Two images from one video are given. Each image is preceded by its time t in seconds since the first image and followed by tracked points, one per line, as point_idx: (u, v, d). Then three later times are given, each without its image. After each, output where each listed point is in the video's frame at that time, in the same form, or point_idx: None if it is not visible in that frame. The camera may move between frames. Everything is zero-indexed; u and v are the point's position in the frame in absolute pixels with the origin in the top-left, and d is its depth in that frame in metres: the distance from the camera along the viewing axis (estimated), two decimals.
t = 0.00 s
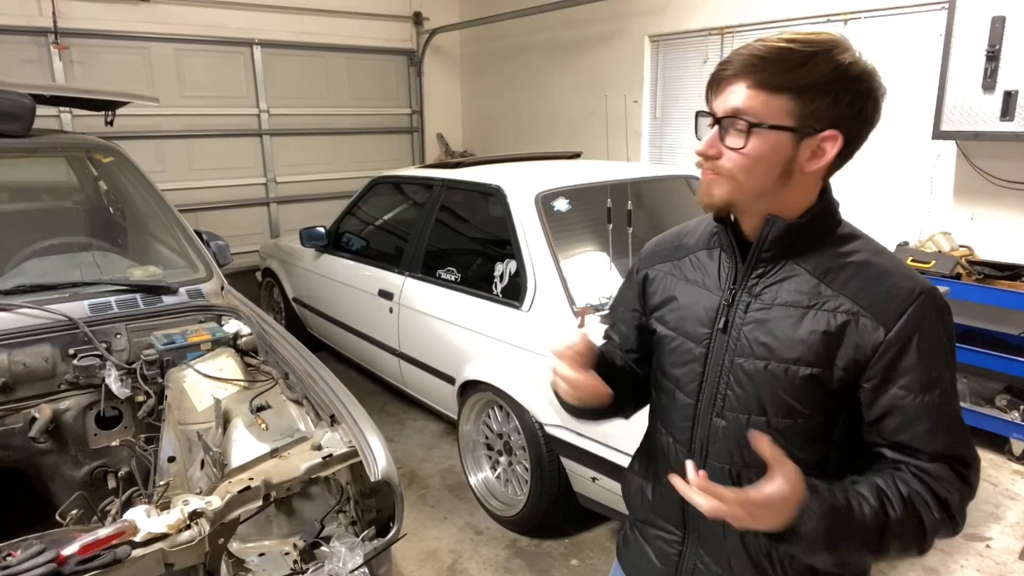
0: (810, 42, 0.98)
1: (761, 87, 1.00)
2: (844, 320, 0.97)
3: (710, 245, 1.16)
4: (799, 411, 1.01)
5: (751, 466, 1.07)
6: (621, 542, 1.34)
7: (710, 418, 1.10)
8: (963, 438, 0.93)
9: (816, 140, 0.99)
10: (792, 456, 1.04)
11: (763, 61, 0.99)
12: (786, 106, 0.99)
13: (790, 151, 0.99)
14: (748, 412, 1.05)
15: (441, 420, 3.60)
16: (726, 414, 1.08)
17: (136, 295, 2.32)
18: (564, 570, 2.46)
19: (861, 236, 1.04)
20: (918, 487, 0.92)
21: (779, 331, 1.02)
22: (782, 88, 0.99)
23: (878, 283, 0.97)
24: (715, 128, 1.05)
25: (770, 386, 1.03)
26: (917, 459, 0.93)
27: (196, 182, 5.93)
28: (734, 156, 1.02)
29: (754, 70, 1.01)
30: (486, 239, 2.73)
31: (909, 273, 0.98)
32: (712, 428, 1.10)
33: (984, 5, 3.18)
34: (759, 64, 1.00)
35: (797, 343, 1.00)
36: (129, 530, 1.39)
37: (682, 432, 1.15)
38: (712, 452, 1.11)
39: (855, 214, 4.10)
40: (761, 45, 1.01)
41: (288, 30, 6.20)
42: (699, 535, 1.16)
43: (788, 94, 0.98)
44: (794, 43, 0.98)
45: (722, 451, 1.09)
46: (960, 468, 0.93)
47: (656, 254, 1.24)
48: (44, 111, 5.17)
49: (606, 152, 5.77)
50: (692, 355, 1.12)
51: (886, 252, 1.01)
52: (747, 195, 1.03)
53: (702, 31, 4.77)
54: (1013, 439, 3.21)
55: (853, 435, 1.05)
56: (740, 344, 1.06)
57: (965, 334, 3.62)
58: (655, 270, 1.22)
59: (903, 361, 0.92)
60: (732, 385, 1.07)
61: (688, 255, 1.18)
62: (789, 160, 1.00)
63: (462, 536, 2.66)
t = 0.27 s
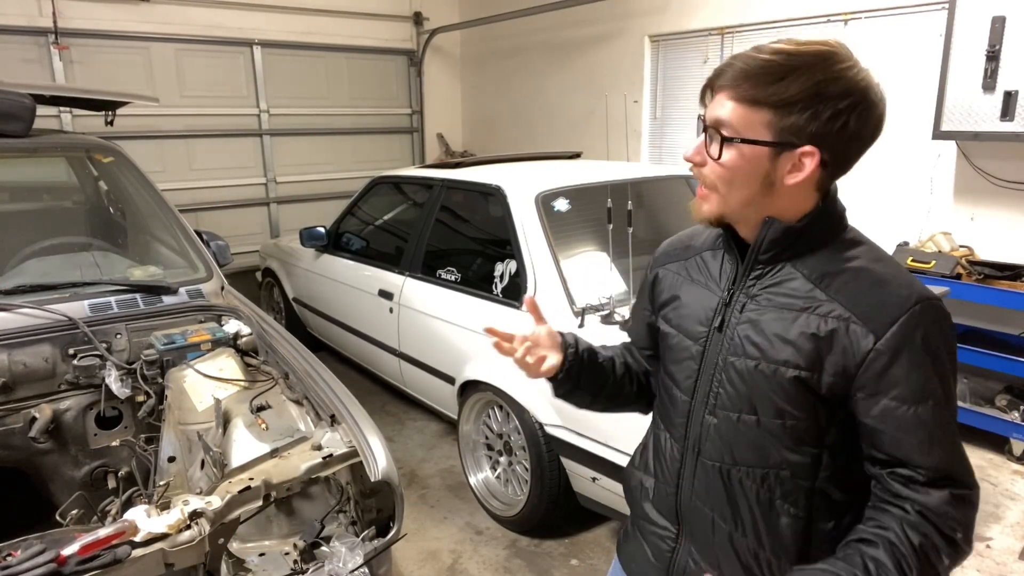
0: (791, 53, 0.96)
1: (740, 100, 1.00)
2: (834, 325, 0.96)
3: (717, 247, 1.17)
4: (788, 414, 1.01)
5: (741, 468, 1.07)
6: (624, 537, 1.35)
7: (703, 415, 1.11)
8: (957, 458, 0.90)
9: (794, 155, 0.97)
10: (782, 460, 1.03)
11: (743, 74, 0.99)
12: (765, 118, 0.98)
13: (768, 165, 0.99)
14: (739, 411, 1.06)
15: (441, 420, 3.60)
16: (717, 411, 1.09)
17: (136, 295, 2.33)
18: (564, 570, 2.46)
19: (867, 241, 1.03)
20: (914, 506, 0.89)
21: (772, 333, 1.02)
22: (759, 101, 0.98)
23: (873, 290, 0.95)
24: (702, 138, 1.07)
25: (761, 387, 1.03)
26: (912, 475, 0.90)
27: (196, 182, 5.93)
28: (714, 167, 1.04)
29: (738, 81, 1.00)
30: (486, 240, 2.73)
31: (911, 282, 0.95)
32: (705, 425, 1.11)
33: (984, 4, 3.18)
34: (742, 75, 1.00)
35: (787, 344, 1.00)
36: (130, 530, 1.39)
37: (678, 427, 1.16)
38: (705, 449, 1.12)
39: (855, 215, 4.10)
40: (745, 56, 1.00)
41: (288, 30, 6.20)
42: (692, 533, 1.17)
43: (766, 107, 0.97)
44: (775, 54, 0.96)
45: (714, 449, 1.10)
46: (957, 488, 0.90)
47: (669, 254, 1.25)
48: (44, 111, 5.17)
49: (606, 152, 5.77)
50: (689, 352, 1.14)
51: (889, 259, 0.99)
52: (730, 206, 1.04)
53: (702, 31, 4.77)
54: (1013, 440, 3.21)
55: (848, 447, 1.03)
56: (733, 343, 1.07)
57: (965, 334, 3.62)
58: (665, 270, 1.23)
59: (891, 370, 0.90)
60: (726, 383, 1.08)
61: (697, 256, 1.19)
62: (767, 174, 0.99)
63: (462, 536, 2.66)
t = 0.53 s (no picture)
0: (789, 48, 0.96)
1: (741, 96, 1.00)
2: (830, 326, 0.96)
3: (718, 246, 1.17)
4: (786, 414, 1.00)
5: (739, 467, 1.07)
6: (625, 532, 1.36)
7: (703, 414, 1.11)
8: (951, 460, 0.90)
9: (798, 149, 0.97)
10: (780, 460, 1.02)
11: (743, 70, 0.99)
12: (767, 113, 0.98)
13: (772, 160, 0.98)
14: (737, 411, 1.06)
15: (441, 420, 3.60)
16: (716, 411, 1.09)
17: (136, 295, 2.32)
18: (564, 570, 2.46)
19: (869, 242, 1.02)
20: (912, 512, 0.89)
21: (769, 333, 1.02)
22: (762, 97, 0.98)
23: (871, 290, 0.95)
24: (702, 138, 1.05)
25: (759, 387, 1.03)
26: (910, 479, 0.90)
27: (196, 182, 5.92)
28: (716, 165, 1.03)
29: (738, 78, 1.00)
30: (486, 240, 2.73)
31: (909, 282, 0.94)
32: (704, 425, 1.11)
33: (984, 5, 3.18)
34: (742, 72, 1.00)
35: (785, 344, 1.00)
36: (130, 530, 1.39)
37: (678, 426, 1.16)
38: (705, 449, 1.12)
39: (856, 215, 4.10)
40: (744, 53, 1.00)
41: (288, 30, 6.20)
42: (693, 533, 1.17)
43: (767, 102, 0.97)
44: (775, 50, 0.97)
45: (713, 449, 1.10)
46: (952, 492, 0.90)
47: (671, 253, 1.26)
48: (44, 111, 5.17)
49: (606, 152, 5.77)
50: (689, 352, 1.14)
51: (889, 259, 0.99)
52: (734, 204, 1.03)
53: (703, 31, 4.77)
54: (1013, 440, 3.20)
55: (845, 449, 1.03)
56: (732, 343, 1.07)
57: (965, 334, 3.62)
58: (666, 269, 1.24)
59: (887, 371, 0.90)
60: (724, 384, 1.08)
61: (697, 255, 1.20)
62: (772, 170, 0.99)
63: (463, 536, 2.66)
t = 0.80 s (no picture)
0: (813, 40, 0.99)
1: (775, 86, 0.99)
2: (831, 324, 0.96)
3: (709, 247, 1.18)
4: (789, 414, 1.01)
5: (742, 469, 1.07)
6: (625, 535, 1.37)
7: (704, 418, 1.11)
8: (939, 460, 0.86)
9: (827, 135, 1.00)
10: (783, 459, 1.04)
11: (773, 61, 0.98)
12: (801, 103, 0.99)
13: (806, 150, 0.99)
14: (739, 414, 1.06)
15: (441, 420, 3.60)
16: (717, 415, 1.09)
17: (136, 295, 2.33)
18: (564, 570, 2.46)
19: (861, 238, 1.03)
20: (871, 500, 0.89)
21: (768, 333, 1.02)
22: (795, 86, 0.98)
23: (868, 289, 0.95)
24: (731, 131, 1.01)
25: (759, 388, 1.03)
26: (881, 468, 0.89)
27: (196, 182, 5.93)
28: (756, 158, 0.99)
29: (762, 70, 1.00)
30: (486, 240, 2.73)
31: (904, 279, 0.95)
32: (706, 428, 1.11)
33: (984, 4, 3.18)
34: (767, 64, 0.99)
35: (786, 346, 1.00)
36: (130, 530, 1.39)
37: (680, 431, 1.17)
38: (708, 453, 1.12)
39: (856, 215, 4.10)
40: (766, 46, 0.99)
41: (288, 30, 6.20)
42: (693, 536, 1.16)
43: (801, 90, 0.98)
44: (798, 42, 0.99)
45: (717, 454, 1.10)
46: (926, 488, 0.86)
47: (663, 255, 1.25)
48: (44, 112, 5.17)
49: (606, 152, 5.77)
50: (687, 356, 1.14)
51: (883, 256, 0.99)
52: (771, 198, 1.01)
53: (702, 31, 4.77)
54: (1013, 440, 3.20)
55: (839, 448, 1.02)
56: (732, 347, 1.07)
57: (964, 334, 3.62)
58: (658, 271, 1.23)
59: (886, 368, 0.90)
60: (725, 387, 1.08)
61: (689, 257, 1.20)
62: (807, 157, 1.00)
63: (462, 536, 2.66)
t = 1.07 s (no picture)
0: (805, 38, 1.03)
1: (782, 79, 1.01)
2: (838, 318, 0.97)
3: (697, 252, 1.16)
4: (800, 411, 1.02)
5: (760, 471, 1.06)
6: (627, 540, 1.37)
7: (713, 425, 1.10)
8: (963, 433, 0.88)
9: (825, 127, 1.04)
10: (796, 458, 1.04)
11: (782, 54, 1.00)
12: (805, 96, 1.01)
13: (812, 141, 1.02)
14: (750, 418, 1.05)
15: (441, 420, 3.60)
16: (728, 420, 1.08)
17: (136, 295, 2.32)
18: (564, 570, 2.46)
19: (847, 228, 1.04)
20: (901, 480, 0.90)
21: (773, 333, 1.02)
22: (800, 79, 1.01)
23: (869, 279, 0.97)
24: (748, 124, 1.00)
25: (770, 390, 1.03)
26: (906, 451, 0.90)
27: (196, 182, 5.92)
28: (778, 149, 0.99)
29: (768, 65, 1.01)
30: (486, 239, 2.73)
31: (900, 266, 0.98)
32: (717, 435, 1.10)
33: (984, 4, 3.18)
34: (773, 59, 1.01)
35: (795, 346, 1.00)
36: (130, 530, 1.39)
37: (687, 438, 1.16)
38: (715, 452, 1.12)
39: (856, 216, 4.10)
40: (770, 41, 1.01)
41: (288, 30, 6.20)
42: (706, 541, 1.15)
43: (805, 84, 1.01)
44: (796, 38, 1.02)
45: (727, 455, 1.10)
46: (955, 463, 0.88)
47: (645, 263, 1.24)
48: (44, 112, 5.17)
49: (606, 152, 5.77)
50: (690, 364, 1.13)
51: (872, 244, 1.02)
52: (786, 189, 1.01)
53: (702, 31, 4.77)
54: (1013, 440, 3.20)
55: (855, 434, 1.04)
56: (737, 350, 1.06)
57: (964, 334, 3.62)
58: (644, 280, 1.22)
59: (899, 353, 0.92)
60: (732, 391, 1.07)
61: (675, 263, 1.19)
62: (814, 148, 1.03)
63: (462, 536, 2.66)
